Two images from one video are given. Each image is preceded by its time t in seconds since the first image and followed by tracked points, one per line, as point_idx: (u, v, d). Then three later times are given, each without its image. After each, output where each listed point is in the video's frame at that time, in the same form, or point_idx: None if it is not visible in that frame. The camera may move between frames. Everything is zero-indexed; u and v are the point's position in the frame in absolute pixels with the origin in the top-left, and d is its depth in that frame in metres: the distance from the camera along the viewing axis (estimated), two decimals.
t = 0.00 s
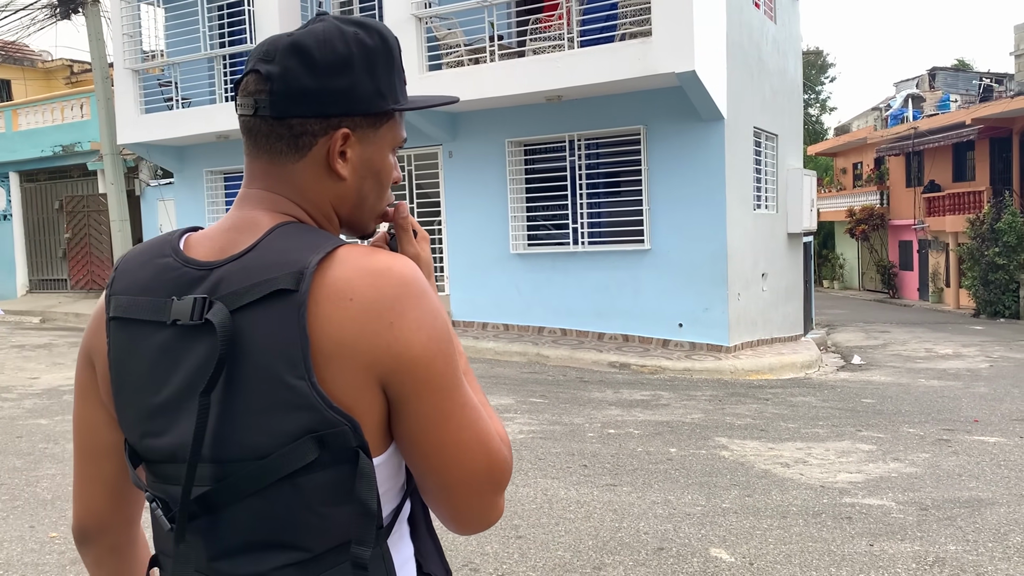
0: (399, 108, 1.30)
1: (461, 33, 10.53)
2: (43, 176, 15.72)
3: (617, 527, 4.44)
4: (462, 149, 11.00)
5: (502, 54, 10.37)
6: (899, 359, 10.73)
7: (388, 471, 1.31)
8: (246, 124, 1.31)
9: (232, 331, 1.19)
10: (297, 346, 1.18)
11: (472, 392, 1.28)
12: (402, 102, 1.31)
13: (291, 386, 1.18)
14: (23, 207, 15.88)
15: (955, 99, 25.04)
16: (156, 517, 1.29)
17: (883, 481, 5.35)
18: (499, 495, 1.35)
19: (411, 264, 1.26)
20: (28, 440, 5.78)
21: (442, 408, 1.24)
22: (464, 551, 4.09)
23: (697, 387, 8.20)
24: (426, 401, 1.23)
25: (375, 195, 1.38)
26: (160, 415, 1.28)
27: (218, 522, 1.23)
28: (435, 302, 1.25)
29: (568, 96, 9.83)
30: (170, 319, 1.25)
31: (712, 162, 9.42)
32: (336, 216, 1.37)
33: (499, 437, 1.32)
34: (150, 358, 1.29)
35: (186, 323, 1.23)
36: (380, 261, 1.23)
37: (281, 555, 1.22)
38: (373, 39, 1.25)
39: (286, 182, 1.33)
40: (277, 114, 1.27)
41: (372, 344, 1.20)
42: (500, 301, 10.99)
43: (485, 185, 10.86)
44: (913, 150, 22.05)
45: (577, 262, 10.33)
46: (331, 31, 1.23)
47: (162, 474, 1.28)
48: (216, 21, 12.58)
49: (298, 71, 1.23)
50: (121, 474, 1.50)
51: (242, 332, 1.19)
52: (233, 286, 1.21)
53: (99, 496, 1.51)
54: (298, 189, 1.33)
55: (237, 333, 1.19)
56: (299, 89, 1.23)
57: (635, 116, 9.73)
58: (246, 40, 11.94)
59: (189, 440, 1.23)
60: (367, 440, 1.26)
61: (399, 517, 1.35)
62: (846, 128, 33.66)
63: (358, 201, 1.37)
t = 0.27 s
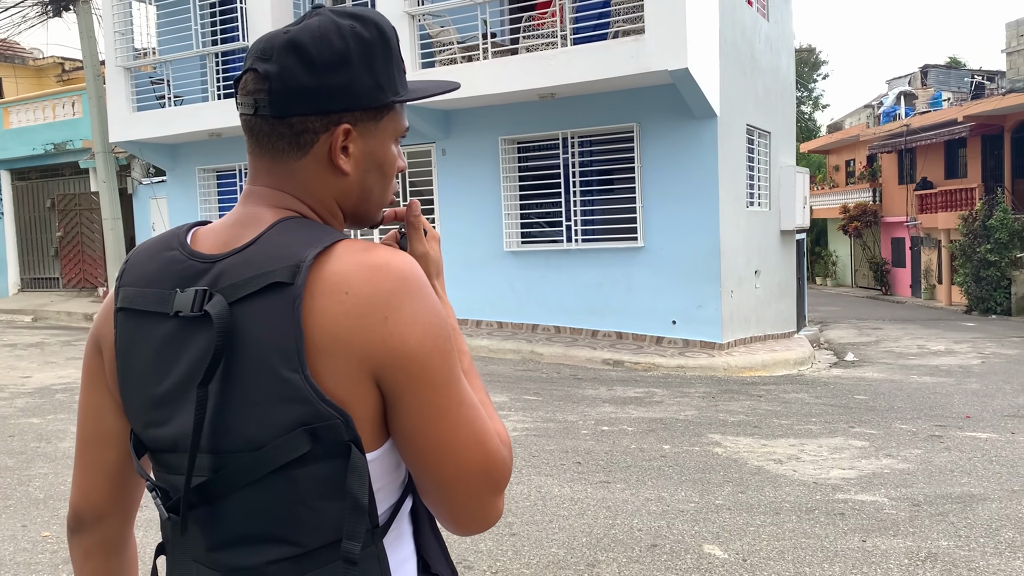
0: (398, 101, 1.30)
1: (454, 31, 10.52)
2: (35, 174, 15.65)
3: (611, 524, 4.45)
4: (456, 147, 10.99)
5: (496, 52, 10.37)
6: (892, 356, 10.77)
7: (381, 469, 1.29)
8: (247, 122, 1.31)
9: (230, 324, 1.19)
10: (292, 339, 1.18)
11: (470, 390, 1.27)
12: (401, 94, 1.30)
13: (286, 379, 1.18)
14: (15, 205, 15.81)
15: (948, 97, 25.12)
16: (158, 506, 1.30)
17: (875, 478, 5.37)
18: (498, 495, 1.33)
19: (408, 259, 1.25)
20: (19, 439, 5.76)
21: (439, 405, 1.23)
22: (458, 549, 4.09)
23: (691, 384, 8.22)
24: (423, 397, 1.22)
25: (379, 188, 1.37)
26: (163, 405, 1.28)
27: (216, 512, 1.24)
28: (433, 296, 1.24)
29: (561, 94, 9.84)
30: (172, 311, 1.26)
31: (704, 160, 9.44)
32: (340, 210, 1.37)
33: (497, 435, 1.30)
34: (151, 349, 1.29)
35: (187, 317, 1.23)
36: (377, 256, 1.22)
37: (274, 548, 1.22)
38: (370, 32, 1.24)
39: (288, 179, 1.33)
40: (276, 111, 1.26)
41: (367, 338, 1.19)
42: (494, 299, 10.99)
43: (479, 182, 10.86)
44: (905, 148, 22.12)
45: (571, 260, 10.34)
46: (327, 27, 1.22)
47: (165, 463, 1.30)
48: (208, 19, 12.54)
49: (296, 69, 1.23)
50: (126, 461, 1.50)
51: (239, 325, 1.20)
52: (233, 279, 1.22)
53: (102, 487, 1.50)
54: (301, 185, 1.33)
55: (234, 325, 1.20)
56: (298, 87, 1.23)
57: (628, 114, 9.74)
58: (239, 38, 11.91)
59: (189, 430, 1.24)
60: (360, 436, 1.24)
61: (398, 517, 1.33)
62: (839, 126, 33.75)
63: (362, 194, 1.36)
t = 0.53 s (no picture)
0: (349, 96, 1.24)
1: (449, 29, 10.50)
2: (29, 173, 15.60)
3: (606, 523, 4.45)
4: (451, 146, 10.98)
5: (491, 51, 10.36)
6: (887, 354, 10.79)
7: (329, 475, 1.24)
8: (206, 127, 1.32)
9: (170, 323, 1.20)
10: (223, 339, 1.16)
11: (411, 390, 1.19)
12: (353, 89, 1.25)
13: (216, 378, 1.17)
14: (9, 204, 15.76)
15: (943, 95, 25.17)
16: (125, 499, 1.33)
17: (870, 476, 5.38)
18: (455, 500, 1.25)
19: (345, 255, 1.20)
20: (14, 439, 5.74)
21: (373, 408, 1.16)
22: (454, 548, 4.09)
23: (687, 382, 8.23)
24: (356, 399, 1.16)
25: (342, 187, 1.32)
26: (127, 400, 1.30)
27: (173, 508, 1.26)
28: (368, 292, 1.18)
29: (557, 92, 9.83)
30: (131, 311, 1.28)
31: (700, 158, 9.44)
32: (302, 212, 1.34)
33: (444, 439, 1.21)
34: (118, 346, 1.32)
35: (140, 317, 1.25)
36: (308, 253, 1.18)
37: (225, 544, 1.23)
38: (311, 27, 1.20)
39: (246, 180, 1.32)
40: (224, 113, 1.27)
41: (288, 336, 1.15)
42: (491, 298, 10.98)
43: (474, 181, 10.84)
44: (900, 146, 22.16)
45: (567, 259, 10.34)
46: (268, 25, 1.20)
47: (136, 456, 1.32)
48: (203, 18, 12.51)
49: (238, 70, 1.22)
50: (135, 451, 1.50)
51: (180, 323, 1.20)
52: (179, 279, 1.22)
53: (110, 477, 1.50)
54: (258, 186, 1.31)
55: (174, 324, 1.20)
56: (241, 87, 1.22)
57: (624, 113, 9.74)
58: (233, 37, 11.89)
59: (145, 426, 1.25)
60: (297, 438, 1.20)
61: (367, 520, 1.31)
62: (834, 124, 33.81)
63: (322, 194, 1.32)
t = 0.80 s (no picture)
0: (269, 95, 1.25)
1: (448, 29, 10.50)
2: (28, 173, 15.59)
3: (605, 522, 4.46)
4: (450, 145, 10.98)
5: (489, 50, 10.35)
6: (886, 352, 10.79)
7: (253, 472, 1.25)
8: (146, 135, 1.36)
9: (100, 326, 1.24)
10: (138, 341, 1.20)
11: (319, 389, 1.17)
12: (273, 87, 1.26)
13: (133, 379, 1.21)
14: (8, 204, 15.76)
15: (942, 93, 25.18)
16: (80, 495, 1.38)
17: (870, 474, 5.39)
18: (372, 495, 1.23)
19: (256, 255, 1.20)
20: (14, 439, 5.74)
21: (277, 407, 1.16)
22: (453, 547, 4.09)
23: (686, 381, 8.24)
24: (259, 398, 1.16)
25: (275, 187, 1.33)
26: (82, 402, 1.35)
27: (120, 505, 1.31)
28: (273, 292, 1.18)
29: (555, 91, 9.83)
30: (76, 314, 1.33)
31: (698, 157, 9.44)
32: (237, 212, 1.35)
33: (355, 438, 1.19)
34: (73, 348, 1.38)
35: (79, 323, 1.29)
36: (214, 255, 1.19)
37: (163, 539, 1.26)
38: (225, 30, 1.22)
39: (181, 183, 1.34)
40: (154, 119, 1.30)
41: (191, 337, 1.17)
42: (489, 297, 10.98)
43: (473, 180, 10.85)
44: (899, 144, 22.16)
45: (566, 258, 10.34)
46: (187, 32, 1.24)
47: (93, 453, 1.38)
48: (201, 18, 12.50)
49: (162, 78, 1.26)
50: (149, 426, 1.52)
51: (109, 328, 1.24)
52: (110, 282, 1.27)
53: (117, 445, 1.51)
54: (192, 189, 1.33)
55: (104, 328, 1.24)
56: (164, 95, 1.26)
57: (622, 112, 9.75)
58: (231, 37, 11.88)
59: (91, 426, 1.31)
60: (212, 437, 1.22)
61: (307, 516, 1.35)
62: (833, 122, 33.80)
63: (254, 193, 1.33)
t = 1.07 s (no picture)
0: (202, 92, 1.24)
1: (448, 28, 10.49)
2: (29, 174, 15.60)
3: (607, 521, 4.45)
4: (451, 144, 10.98)
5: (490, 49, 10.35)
6: (888, 351, 10.78)
7: (187, 463, 1.23)
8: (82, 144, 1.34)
9: (37, 318, 1.22)
10: (69, 325, 1.17)
11: (251, 371, 1.16)
12: (205, 86, 1.25)
13: (63, 364, 1.18)
14: (10, 204, 15.77)
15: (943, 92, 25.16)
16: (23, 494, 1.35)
17: (872, 473, 5.38)
18: (306, 479, 1.21)
19: (190, 241, 1.19)
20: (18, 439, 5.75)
21: (208, 387, 1.14)
22: (456, 547, 4.09)
23: (687, 380, 8.24)
24: (190, 380, 1.14)
25: (213, 185, 1.31)
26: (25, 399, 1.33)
27: (58, 501, 1.28)
28: (206, 275, 1.16)
29: (556, 90, 9.82)
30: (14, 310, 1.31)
31: (700, 156, 9.44)
32: (178, 212, 1.33)
33: (287, 421, 1.17)
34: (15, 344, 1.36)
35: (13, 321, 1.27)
36: (149, 241, 1.17)
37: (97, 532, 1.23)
38: (155, 32, 1.21)
39: (119, 187, 1.32)
40: (88, 124, 1.28)
41: (123, 319, 1.14)
42: (491, 297, 10.98)
43: (474, 180, 10.85)
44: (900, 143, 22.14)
45: (567, 257, 10.34)
46: (117, 38, 1.22)
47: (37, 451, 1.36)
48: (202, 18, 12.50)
49: (94, 83, 1.24)
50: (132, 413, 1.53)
51: (45, 320, 1.22)
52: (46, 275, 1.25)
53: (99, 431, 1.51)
54: (130, 189, 1.30)
55: (40, 319, 1.22)
56: (98, 101, 1.23)
57: (623, 111, 9.74)
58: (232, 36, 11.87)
59: (33, 420, 1.29)
60: (145, 423, 1.20)
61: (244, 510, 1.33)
62: (834, 121, 33.78)
63: (192, 192, 1.31)
